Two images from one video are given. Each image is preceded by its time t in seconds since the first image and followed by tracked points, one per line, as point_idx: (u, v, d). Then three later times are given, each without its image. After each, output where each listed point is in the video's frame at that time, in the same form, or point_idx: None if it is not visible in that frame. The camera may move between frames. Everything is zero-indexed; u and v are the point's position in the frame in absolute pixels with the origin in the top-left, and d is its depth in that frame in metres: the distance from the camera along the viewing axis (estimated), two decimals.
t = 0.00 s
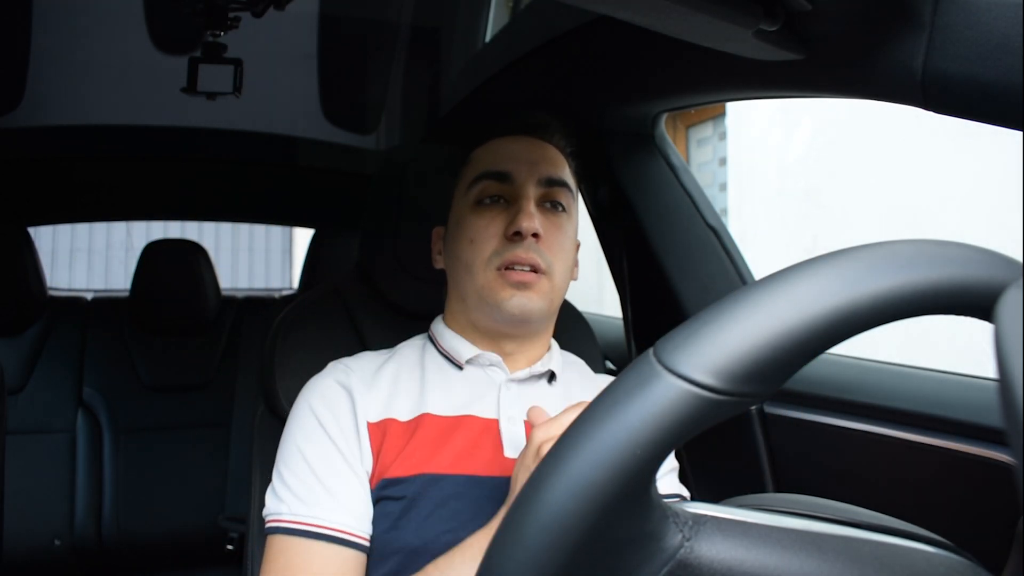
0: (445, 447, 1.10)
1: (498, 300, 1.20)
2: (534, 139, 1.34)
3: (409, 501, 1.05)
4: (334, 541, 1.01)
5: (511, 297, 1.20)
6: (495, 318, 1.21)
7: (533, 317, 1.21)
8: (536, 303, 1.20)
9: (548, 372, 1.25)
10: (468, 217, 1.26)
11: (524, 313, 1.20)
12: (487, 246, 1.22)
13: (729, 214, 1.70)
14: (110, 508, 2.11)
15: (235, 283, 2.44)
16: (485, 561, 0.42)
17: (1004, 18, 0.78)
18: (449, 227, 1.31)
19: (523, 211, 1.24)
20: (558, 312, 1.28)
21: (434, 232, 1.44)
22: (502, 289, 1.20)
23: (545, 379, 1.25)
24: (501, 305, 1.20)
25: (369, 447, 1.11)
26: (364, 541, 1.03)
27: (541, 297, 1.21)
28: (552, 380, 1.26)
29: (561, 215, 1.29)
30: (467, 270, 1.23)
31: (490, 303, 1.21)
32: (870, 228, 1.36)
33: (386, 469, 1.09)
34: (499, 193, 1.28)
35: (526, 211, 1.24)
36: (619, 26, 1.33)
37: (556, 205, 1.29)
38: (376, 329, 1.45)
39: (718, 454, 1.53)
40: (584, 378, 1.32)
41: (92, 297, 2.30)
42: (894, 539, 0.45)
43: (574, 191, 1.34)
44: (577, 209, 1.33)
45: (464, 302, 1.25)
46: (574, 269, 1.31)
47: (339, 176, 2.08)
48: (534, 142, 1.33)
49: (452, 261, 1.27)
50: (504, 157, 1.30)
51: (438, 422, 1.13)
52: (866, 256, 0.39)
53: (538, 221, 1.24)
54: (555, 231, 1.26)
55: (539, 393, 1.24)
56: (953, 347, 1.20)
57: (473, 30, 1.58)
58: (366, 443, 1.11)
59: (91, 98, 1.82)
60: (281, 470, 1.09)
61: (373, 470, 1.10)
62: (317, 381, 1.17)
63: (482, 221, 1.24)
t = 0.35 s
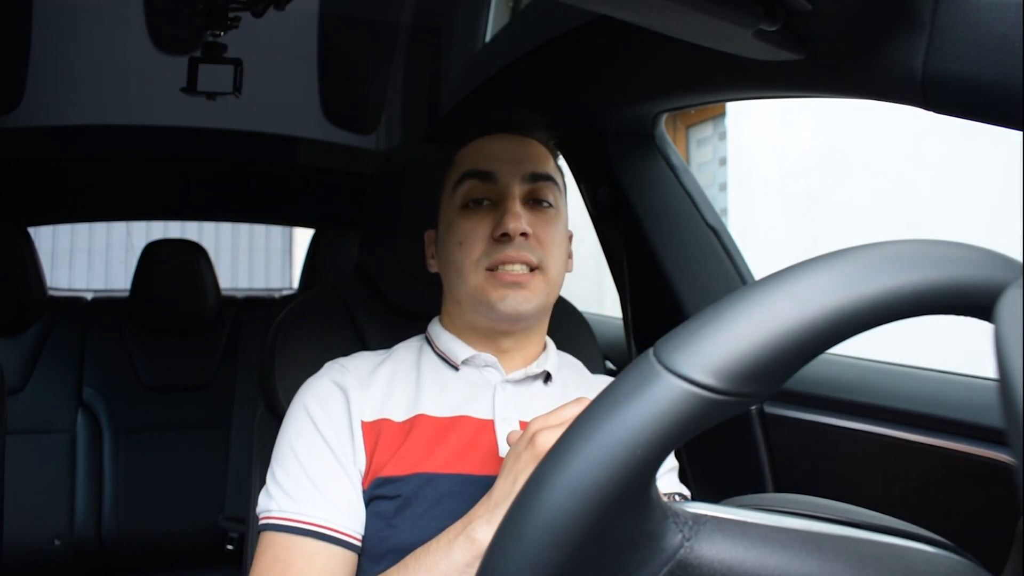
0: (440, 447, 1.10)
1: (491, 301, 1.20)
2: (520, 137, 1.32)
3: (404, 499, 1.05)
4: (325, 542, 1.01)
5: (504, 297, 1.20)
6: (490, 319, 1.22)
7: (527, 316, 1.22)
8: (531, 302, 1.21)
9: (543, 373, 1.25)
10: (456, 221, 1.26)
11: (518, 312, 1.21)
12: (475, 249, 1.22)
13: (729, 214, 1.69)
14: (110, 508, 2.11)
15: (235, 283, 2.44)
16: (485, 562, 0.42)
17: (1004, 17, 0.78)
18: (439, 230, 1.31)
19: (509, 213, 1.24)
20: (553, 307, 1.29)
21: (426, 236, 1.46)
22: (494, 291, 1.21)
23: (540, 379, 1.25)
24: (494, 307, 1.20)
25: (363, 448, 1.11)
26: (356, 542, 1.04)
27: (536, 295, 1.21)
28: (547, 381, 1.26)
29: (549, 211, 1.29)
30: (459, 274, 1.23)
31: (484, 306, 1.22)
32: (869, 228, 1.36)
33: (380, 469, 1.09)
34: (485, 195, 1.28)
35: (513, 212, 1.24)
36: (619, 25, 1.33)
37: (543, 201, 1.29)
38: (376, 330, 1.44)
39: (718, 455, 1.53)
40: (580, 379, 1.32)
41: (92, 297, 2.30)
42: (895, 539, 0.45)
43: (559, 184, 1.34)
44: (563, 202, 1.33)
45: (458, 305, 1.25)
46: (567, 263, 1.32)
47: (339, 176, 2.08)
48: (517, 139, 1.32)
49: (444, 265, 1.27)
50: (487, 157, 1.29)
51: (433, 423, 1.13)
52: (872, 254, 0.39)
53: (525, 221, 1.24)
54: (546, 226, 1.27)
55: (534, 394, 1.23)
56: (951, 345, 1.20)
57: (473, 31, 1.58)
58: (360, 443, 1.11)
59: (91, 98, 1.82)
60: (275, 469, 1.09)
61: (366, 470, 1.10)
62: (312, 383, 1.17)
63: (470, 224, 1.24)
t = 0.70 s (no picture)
0: (439, 446, 1.10)
1: (495, 308, 1.20)
2: (524, 138, 1.32)
3: (403, 498, 1.05)
4: (323, 542, 1.01)
5: (509, 304, 1.20)
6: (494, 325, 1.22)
7: (530, 322, 1.22)
8: (535, 310, 1.21)
9: (543, 373, 1.25)
10: (460, 225, 1.26)
11: (523, 319, 1.21)
12: (481, 255, 1.22)
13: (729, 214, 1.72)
14: (110, 508, 2.10)
15: (235, 284, 2.44)
16: (486, 561, 0.42)
17: (1003, 18, 0.78)
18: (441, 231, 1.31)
19: (515, 219, 1.24)
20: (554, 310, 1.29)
21: (425, 233, 1.43)
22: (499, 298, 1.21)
23: (539, 380, 1.25)
24: (499, 314, 1.20)
25: (361, 447, 1.11)
26: (355, 542, 1.04)
27: (540, 303, 1.22)
28: (547, 381, 1.26)
29: (553, 217, 1.29)
30: (463, 278, 1.23)
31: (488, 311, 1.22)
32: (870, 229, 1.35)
33: (379, 468, 1.09)
34: (490, 200, 1.27)
35: (519, 218, 1.24)
36: (619, 26, 1.33)
37: (547, 207, 1.29)
38: (376, 330, 1.45)
39: (718, 455, 1.53)
40: (580, 379, 1.32)
41: (92, 297, 2.31)
42: (894, 539, 0.45)
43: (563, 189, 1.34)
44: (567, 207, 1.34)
45: (460, 308, 1.25)
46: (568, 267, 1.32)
47: (340, 176, 2.08)
48: (523, 143, 1.31)
49: (446, 267, 1.27)
50: (494, 161, 1.29)
51: (431, 422, 1.13)
52: (871, 254, 0.39)
53: (531, 228, 1.24)
54: (549, 233, 1.27)
55: (532, 394, 1.23)
56: (951, 345, 1.20)
57: (473, 31, 1.57)
58: (358, 443, 1.11)
59: (91, 99, 1.82)
60: (274, 470, 1.09)
61: (364, 470, 1.10)
62: (310, 383, 1.17)
63: (475, 229, 1.24)
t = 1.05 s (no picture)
0: (438, 448, 1.11)
1: (496, 311, 1.20)
2: (534, 138, 1.32)
3: (403, 500, 1.05)
4: (322, 544, 1.01)
5: (510, 313, 1.20)
6: (493, 330, 1.22)
7: (530, 331, 1.22)
8: (535, 318, 1.21)
9: (543, 375, 1.25)
10: (468, 221, 1.25)
11: (522, 328, 1.21)
12: (487, 254, 1.22)
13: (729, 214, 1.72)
14: (110, 508, 2.11)
15: (235, 284, 2.44)
16: (486, 561, 0.43)
17: (1004, 18, 0.78)
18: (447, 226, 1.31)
19: (524, 218, 1.24)
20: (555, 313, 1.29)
21: (431, 226, 1.40)
22: (501, 302, 1.21)
23: (539, 382, 1.25)
24: (500, 317, 1.20)
25: (361, 449, 1.11)
26: (355, 543, 1.03)
27: (539, 310, 1.22)
28: (547, 383, 1.26)
29: (560, 218, 1.29)
30: (467, 277, 1.23)
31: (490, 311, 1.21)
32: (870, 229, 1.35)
33: (379, 469, 1.09)
34: (499, 197, 1.27)
35: (527, 218, 1.24)
36: (618, 26, 1.33)
37: (556, 208, 1.29)
38: (375, 330, 1.45)
39: (718, 455, 1.53)
40: (580, 380, 1.32)
41: (92, 297, 2.31)
42: (894, 538, 0.45)
43: (571, 190, 1.34)
44: (575, 209, 1.33)
45: (461, 307, 1.25)
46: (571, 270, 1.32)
47: (340, 176, 2.08)
48: (534, 143, 1.31)
49: (451, 264, 1.26)
50: (504, 159, 1.29)
51: (432, 424, 1.13)
52: (871, 254, 0.39)
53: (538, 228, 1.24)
54: (555, 235, 1.27)
55: (532, 396, 1.23)
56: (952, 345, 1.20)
57: (473, 31, 1.57)
58: (358, 444, 1.11)
59: (92, 99, 1.82)
60: (274, 472, 1.09)
61: (364, 471, 1.10)
62: (310, 384, 1.17)
63: (482, 227, 1.24)
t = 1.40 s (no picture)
0: (438, 451, 1.09)
1: (496, 306, 1.20)
2: (552, 139, 1.34)
3: (404, 503, 1.04)
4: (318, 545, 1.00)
5: (510, 307, 1.19)
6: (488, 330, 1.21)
7: (528, 331, 1.21)
8: (535, 314, 1.20)
9: (543, 378, 1.25)
10: (477, 216, 1.26)
11: (522, 323, 1.20)
12: (491, 249, 1.22)
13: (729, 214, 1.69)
14: (110, 508, 2.10)
15: (235, 284, 2.45)
16: (487, 561, 0.43)
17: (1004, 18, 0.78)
18: (456, 222, 1.31)
19: (532, 220, 1.24)
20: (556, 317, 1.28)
21: (443, 218, 1.40)
22: (499, 300, 1.20)
23: (540, 385, 1.25)
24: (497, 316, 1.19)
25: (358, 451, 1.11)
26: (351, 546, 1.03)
27: (538, 314, 1.21)
28: (547, 386, 1.25)
29: (570, 224, 1.30)
30: (469, 272, 1.23)
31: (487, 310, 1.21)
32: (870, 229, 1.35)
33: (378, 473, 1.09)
34: (511, 195, 1.28)
35: (535, 219, 1.24)
36: (617, 26, 1.33)
37: (565, 214, 1.29)
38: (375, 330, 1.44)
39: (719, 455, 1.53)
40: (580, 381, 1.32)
41: (92, 297, 2.31)
42: (894, 539, 0.45)
43: (585, 198, 1.34)
44: (587, 218, 1.33)
45: (462, 302, 1.25)
46: (575, 276, 1.31)
47: (341, 176, 2.08)
48: (553, 147, 1.33)
49: (456, 259, 1.27)
50: (521, 157, 1.30)
51: (432, 427, 1.13)
52: (872, 254, 0.39)
53: (545, 231, 1.24)
54: (562, 242, 1.27)
55: (531, 397, 1.23)
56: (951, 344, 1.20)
57: (473, 31, 1.57)
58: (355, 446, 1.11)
59: (92, 99, 1.82)
60: (270, 473, 1.08)
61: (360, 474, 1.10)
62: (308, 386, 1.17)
63: (490, 224, 1.24)
